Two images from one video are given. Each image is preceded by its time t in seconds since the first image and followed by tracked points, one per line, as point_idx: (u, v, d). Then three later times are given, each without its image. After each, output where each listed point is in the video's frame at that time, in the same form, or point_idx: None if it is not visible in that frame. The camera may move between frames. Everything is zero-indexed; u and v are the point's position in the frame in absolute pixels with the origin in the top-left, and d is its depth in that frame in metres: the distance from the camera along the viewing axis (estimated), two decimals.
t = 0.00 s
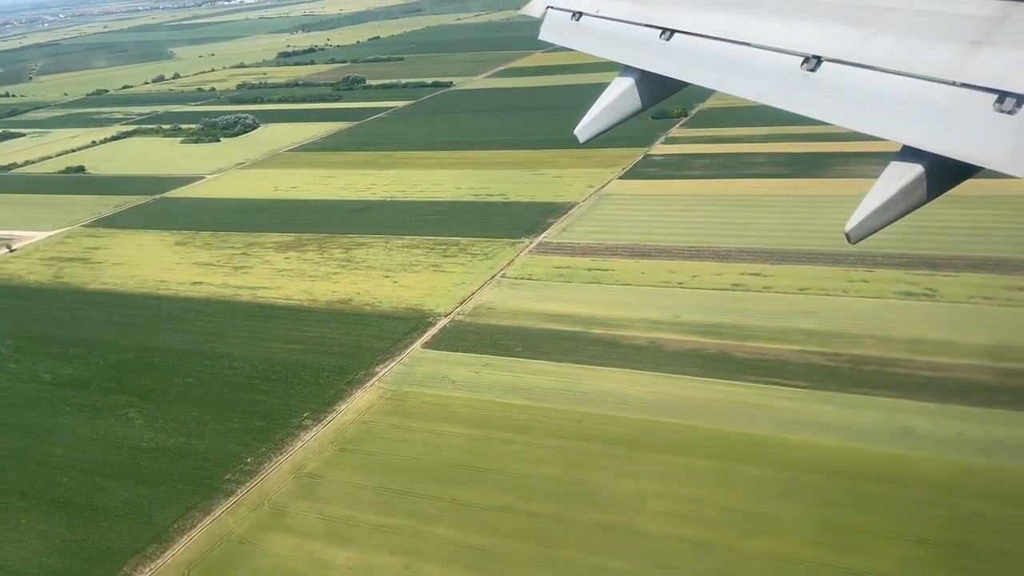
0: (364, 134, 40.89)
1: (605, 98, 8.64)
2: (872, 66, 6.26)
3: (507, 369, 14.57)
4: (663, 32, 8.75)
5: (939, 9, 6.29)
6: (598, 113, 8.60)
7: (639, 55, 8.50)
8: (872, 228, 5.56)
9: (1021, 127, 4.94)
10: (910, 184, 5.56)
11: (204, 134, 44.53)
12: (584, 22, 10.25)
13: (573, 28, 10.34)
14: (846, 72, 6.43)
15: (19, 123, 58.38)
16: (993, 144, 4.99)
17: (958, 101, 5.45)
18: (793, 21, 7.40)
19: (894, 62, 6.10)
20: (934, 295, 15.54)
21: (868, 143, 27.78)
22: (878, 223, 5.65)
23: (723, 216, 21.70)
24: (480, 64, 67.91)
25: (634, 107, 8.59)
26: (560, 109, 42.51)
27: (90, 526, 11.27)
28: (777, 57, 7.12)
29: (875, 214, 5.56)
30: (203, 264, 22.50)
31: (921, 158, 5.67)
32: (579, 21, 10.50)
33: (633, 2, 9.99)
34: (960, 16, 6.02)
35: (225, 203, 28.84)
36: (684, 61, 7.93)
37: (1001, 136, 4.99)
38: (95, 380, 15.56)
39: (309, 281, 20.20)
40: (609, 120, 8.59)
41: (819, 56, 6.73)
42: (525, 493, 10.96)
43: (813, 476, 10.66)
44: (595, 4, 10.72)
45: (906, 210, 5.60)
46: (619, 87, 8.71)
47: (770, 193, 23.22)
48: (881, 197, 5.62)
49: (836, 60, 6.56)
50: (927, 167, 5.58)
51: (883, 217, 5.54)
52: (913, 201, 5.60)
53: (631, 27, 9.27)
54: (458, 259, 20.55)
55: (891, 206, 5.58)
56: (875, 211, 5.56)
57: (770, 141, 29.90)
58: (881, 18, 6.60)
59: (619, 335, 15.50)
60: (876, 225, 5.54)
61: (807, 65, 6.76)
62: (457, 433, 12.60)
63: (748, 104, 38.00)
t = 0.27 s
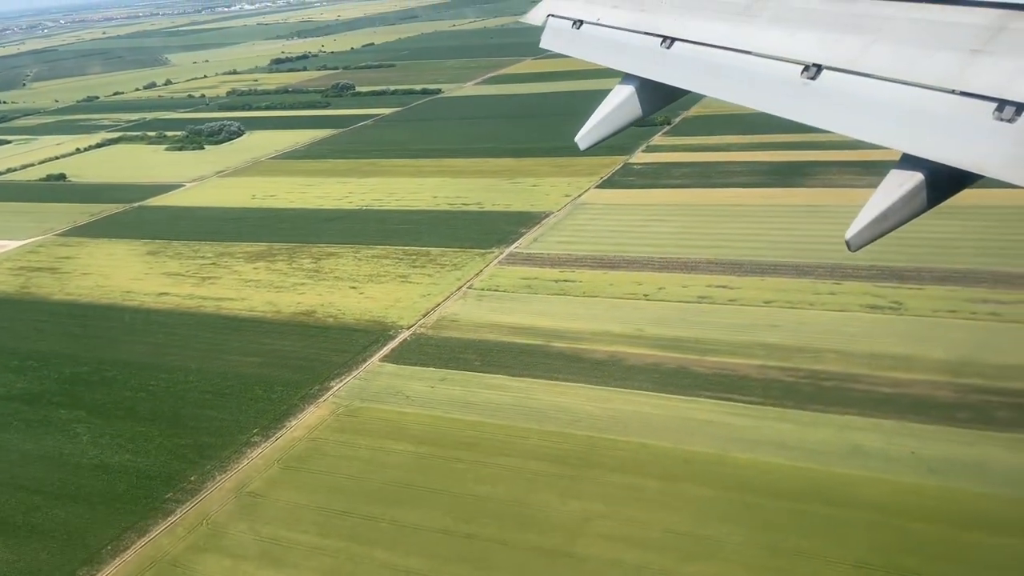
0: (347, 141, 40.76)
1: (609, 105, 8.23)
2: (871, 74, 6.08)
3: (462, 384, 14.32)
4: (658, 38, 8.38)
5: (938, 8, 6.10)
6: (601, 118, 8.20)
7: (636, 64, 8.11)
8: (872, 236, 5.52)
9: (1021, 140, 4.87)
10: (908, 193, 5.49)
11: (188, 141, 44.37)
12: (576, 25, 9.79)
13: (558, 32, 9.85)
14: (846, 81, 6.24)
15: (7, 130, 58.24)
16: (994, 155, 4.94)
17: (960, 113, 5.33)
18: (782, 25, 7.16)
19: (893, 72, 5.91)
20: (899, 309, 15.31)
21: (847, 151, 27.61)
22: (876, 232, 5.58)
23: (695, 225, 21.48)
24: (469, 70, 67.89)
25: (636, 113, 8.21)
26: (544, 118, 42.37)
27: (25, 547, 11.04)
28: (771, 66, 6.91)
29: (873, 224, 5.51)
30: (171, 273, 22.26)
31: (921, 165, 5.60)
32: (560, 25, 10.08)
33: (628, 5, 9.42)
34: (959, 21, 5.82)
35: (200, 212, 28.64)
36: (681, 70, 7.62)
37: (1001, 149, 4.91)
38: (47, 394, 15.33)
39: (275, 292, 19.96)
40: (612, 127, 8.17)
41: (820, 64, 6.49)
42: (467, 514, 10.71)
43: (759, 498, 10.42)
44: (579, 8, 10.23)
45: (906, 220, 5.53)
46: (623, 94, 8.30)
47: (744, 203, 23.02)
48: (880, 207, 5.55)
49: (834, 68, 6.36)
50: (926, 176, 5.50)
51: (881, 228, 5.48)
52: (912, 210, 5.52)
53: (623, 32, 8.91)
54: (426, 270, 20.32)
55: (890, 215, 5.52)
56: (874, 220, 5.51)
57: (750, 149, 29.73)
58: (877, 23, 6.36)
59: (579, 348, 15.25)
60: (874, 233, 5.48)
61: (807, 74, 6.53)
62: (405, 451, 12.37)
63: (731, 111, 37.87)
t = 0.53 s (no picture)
0: (331, 149, 40.59)
1: (607, 108, 8.15)
2: (869, 75, 5.97)
3: (417, 399, 14.08)
4: (658, 38, 8.31)
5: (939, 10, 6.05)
6: (600, 121, 8.13)
7: (635, 64, 8.04)
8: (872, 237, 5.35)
9: (1021, 141, 4.72)
10: (908, 194, 5.32)
11: (173, 149, 44.26)
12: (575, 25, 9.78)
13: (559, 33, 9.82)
14: (844, 81, 6.12)
15: None
16: (994, 157, 4.78)
17: (960, 114, 5.18)
18: (782, 27, 7.11)
19: (894, 73, 5.78)
20: (864, 322, 15.06)
21: (827, 160, 27.38)
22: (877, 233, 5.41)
23: (668, 236, 21.26)
24: (460, 77, 67.79)
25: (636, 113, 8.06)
26: (530, 125, 42.21)
27: None
28: (770, 66, 6.82)
29: (874, 225, 5.34)
30: (139, 284, 22.06)
31: (921, 167, 5.42)
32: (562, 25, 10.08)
33: (628, 6, 9.44)
34: (959, 23, 5.72)
35: (176, 221, 28.46)
36: (680, 70, 7.54)
37: (1001, 150, 4.76)
38: None
39: (241, 304, 19.74)
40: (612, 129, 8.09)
41: (820, 64, 6.39)
42: (404, 537, 10.47)
43: (702, 519, 10.17)
44: (580, 8, 10.25)
45: (906, 222, 5.35)
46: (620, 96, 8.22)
47: (719, 213, 22.80)
48: (880, 207, 5.39)
49: (833, 69, 6.25)
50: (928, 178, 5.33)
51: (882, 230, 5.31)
52: (912, 212, 5.35)
53: (624, 31, 8.86)
54: (394, 281, 20.10)
55: (890, 217, 5.35)
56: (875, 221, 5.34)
57: (731, 157, 29.53)
58: (879, 25, 6.27)
59: (539, 362, 15.01)
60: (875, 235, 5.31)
61: (806, 75, 6.42)
62: (350, 470, 12.12)
63: (716, 119, 37.67)
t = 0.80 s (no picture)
0: (314, 155, 40.38)
1: (607, 102, 8.38)
2: (871, 72, 6.11)
3: (369, 414, 13.83)
4: (666, 37, 8.54)
5: (941, 13, 6.26)
6: (601, 115, 8.37)
7: (641, 60, 8.28)
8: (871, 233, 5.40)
9: (1019, 136, 4.80)
10: (909, 191, 5.40)
11: (158, 156, 44.08)
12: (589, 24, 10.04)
13: (575, 32, 10.08)
14: (846, 77, 6.27)
15: None
16: (992, 152, 4.86)
17: (960, 110, 5.27)
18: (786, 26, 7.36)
19: (896, 70, 5.90)
20: (828, 335, 14.81)
21: (807, 168, 27.14)
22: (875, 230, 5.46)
23: (640, 246, 21.00)
24: (450, 83, 67.59)
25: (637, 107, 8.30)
26: (515, 132, 41.98)
27: None
28: (775, 63, 6.98)
29: (871, 222, 5.39)
30: (106, 293, 21.82)
31: (921, 164, 5.49)
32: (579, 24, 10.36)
33: (635, 6, 9.79)
34: (962, 27, 5.89)
35: (151, 229, 28.23)
36: (685, 66, 7.75)
37: (1000, 145, 4.83)
38: None
39: (205, 314, 19.49)
40: (612, 123, 8.32)
41: (821, 60, 6.57)
42: (339, 559, 10.22)
43: (643, 541, 9.93)
44: (594, 9, 10.51)
45: (905, 219, 5.42)
46: (621, 90, 8.44)
47: (693, 222, 22.55)
48: (879, 204, 5.43)
49: (836, 66, 6.40)
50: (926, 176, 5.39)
51: (880, 225, 5.36)
52: (911, 209, 5.42)
53: (634, 29, 9.09)
54: (360, 291, 19.85)
55: (889, 213, 5.40)
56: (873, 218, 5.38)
57: (711, 164, 29.29)
58: (879, 23, 6.58)
59: (496, 376, 14.74)
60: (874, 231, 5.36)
61: (810, 71, 6.58)
62: (293, 488, 11.86)
63: (700, 125, 37.44)
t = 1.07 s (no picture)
0: (298, 162, 40.21)
1: (608, 104, 8.15)
2: (870, 74, 5.87)
3: (320, 429, 13.59)
4: (661, 36, 8.28)
5: (944, 11, 5.90)
6: (601, 117, 8.15)
7: (638, 61, 8.00)
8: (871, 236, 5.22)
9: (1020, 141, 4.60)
10: (908, 192, 5.17)
11: (142, 161, 43.95)
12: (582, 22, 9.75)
13: (566, 30, 9.79)
14: (844, 78, 6.04)
15: None
16: (993, 156, 4.66)
17: (959, 112, 5.06)
18: (783, 24, 7.07)
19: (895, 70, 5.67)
20: (790, 348, 14.58)
21: (787, 176, 26.90)
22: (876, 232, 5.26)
23: (611, 255, 20.76)
24: (441, 88, 67.41)
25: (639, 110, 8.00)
26: (501, 137, 41.77)
27: None
28: (771, 63, 6.74)
29: (871, 224, 5.20)
30: (72, 302, 21.61)
31: (922, 166, 5.27)
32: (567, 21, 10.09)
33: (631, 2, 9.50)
34: (962, 20, 5.65)
35: (126, 236, 28.05)
36: (680, 68, 7.49)
37: (1001, 149, 4.63)
38: None
39: (168, 324, 19.28)
40: (611, 125, 8.10)
41: (820, 62, 6.29)
42: None
43: (580, 564, 9.68)
44: (584, 5, 10.23)
45: (907, 221, 5.18)
46: (623, 91, 8.19)
47: (667, 230, 22.32)
48: (878, 206, 5.23)
49: (833, 66, 6.16)
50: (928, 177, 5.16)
51: (879, 228, 5.17)
52: (912, 210, 5.18)
53: (629, 28, 8.84)
54: (326, 301, 19.62)
55: (889, 215, 5.19)
56: (872, 221, 5.19)
57: (691, 171, 29.10)
58: (880, 21, 6.26)
59: (452, 389, 14.50)
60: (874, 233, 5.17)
61: (807, 72, 6.34)
62: (233, 506, 11.61)
63: (685, 131, 37.21)
